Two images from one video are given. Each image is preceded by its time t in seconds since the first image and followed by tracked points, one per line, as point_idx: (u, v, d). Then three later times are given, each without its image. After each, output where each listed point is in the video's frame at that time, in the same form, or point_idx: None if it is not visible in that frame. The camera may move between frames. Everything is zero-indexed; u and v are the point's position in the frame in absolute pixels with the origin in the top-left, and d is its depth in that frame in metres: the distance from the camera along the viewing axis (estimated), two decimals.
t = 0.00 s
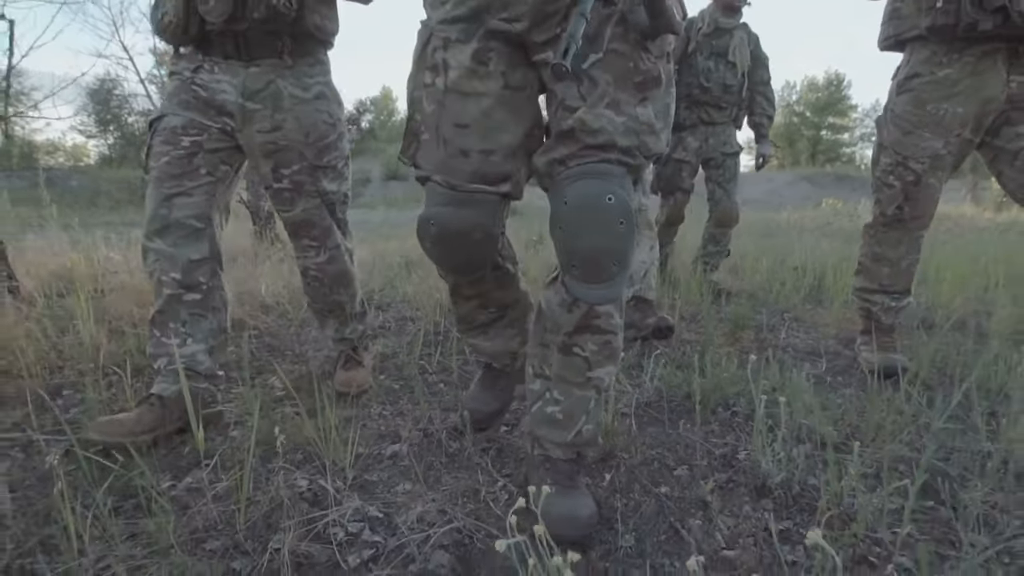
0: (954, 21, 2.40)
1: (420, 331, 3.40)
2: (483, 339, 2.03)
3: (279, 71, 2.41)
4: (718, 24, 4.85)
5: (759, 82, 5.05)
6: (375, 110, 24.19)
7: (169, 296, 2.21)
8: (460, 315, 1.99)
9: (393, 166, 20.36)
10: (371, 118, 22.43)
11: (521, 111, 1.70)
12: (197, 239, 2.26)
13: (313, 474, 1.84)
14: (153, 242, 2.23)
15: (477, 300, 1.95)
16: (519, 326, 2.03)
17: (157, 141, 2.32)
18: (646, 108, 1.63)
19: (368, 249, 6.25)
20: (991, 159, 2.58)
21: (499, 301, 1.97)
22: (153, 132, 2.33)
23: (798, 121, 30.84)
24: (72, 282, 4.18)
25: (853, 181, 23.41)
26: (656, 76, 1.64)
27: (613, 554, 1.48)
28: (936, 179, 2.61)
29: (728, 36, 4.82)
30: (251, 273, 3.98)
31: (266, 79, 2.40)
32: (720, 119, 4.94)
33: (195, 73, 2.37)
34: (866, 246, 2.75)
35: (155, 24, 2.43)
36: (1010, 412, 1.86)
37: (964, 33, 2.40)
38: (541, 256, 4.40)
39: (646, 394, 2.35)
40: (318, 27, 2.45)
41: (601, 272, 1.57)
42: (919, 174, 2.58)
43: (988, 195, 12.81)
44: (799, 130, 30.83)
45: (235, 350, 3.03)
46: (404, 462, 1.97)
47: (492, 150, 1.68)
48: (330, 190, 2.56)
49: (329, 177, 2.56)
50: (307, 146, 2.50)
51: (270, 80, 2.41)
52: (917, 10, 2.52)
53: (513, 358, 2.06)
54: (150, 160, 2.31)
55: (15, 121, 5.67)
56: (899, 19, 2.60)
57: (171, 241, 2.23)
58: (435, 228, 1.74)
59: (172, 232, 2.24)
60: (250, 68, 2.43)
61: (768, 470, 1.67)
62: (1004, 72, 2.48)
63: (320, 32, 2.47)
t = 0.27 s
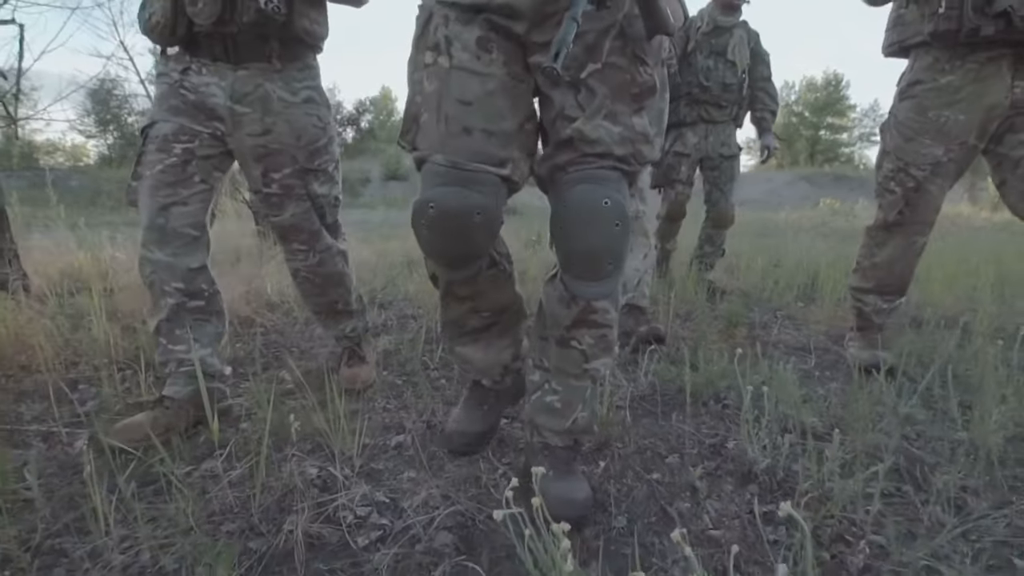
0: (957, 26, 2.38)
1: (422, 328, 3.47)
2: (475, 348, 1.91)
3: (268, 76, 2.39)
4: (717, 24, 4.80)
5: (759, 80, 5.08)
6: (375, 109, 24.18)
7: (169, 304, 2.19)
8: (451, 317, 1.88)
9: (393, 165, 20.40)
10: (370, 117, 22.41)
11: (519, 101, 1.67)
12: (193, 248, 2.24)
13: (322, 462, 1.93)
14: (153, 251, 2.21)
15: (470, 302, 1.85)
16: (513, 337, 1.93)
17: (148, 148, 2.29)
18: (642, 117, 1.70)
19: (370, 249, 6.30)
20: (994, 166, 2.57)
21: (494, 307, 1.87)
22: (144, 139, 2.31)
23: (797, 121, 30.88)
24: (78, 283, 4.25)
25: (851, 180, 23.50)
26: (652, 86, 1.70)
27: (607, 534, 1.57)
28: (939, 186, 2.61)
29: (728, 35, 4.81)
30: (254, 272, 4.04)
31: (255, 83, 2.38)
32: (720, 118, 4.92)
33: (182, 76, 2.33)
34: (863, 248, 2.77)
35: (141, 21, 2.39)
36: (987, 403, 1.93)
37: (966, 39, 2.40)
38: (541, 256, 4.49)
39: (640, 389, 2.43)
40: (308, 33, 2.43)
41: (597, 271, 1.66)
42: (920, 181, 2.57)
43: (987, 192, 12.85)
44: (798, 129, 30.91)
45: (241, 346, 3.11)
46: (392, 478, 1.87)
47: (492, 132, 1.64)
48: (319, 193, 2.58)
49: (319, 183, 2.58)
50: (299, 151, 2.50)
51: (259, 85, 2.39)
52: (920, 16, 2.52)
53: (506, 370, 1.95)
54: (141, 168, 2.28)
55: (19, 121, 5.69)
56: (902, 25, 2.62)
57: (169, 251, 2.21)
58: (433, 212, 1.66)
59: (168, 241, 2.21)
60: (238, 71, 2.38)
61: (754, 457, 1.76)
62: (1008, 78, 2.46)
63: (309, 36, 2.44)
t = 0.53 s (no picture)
0: (963, 31, 2.45)
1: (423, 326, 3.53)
2: (464, 363, 1.76)
3: (260, 76, 2.43)
4: (716, 23, 4.85)
5: (760, 78, 5.03)
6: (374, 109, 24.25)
7: (171, 305, 2.25)
8: (441, 323, 1.74)
9: (393, 165, 20.45)
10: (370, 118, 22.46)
11: (516, 94, 1.65)
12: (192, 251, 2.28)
13: (330, 452, 2.02)
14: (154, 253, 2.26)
15: (464, 304, 1.72)
16: (507, 348, 1.80)
17: (145, 150, 2.33)
18: (637, 126, 1.73)
19: (372, 249, 6.36)
20: (999, 174, 2.64)
21: (487, 312, 1.74)
22: (140, 141, 2.34)
23: (797, 121, 30.93)
24: (86, 281, 4.34)
25: (852, 181, 23.55)
26: (649, 95, 1.72)
27: (601, 518, 1.65)
28: (947, 194, 2.65)
29: (726, 35, 4.84)
30: (259, 271, 4.11)
31: (247, 83, 2.41)
32: (720, 118, 4.93)
33: (176, 75, 2.38)
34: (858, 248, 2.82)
35: (133, 20, 2.43)
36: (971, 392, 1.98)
37: (972, 42, 2.46)
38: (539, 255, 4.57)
39: (636, 384, 2.51)
40: (299, 34, 2.47)
41: (594, 271, 1.70)
42: (925, 187, 2.63)
43: (988, 193, 12.85)
44: (797, 129, 30.96)
45: (246, 345, 3.18)
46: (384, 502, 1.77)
47: (493, 115, 1.60)
48: (313, 195, 2.57)
49: (312, 183, 2.57)
50: (290, 150, 2.53)
51: (251, 85, 2.43)
52: (926, 22, 2.59)
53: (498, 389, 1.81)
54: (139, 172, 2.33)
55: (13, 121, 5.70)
56: (908, 31, 2.68)
57: (169, 254, 2.26)
58: (432, 194, 1.57)
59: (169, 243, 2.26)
60: (228, 71, 2.42)
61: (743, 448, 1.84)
62: (1013, 83, 2.52)
63: (301, 38, 2.49)
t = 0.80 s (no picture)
0: (971, 30, 2.56)
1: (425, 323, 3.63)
2: (456, 373, 1.68)
3: (253, 74, 2.49)
4: (715, 24, 4.96)
5: (760, 77, 5.07)
6: (374, 110, 24.30)
7: (174, 307, 2.33)
8: (433, 324, 1.66)
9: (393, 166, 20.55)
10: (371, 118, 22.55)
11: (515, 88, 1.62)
12: (190, 256, 2.35)
13: (339, 441, 2.11)
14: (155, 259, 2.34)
15: (456, 303, 1.64)
16: (501, 354, 1.72)
17: (140, 156, 2.39)
18: (635, 134, 1.81)
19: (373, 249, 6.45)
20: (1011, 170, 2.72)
21: (481, 316, 1.67)
22: (137, 147, 2.41)
23: (795, 121, 31.06)
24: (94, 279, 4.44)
25: (850, 181, 23.69)
26: (643, 105, 1.80)
27: (596, 501, 1.73)
28: (958, 194, 2.71)
29: (726, 35, 4.94)
30: (264, 270, 4.20)
31: (239, 81, 2.47)
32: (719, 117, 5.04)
33: (168, 74, 2.44)
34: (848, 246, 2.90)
35: (125, 18, 2.49)
36: (947, 391, 2.06)
37: (981, 42, 2.57)
38: (537, 254, 4.66)
39: (630, 378, 2.61)
40: (292, 33, 2.54)
41: (593, 271, 1.77)
42: (938, 186, 2.71)
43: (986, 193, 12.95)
44: (796, 130, 31.07)
45: (253, 341, 3.28)
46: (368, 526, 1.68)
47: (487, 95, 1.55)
48: (304, 190, 2.61)
49: (304, 178, 2.62)
50: (282, 146, 2.57)
51: (243, 83, 2.49)
52: (935, 22, 2.70)
53: (491, 409, 1.73)
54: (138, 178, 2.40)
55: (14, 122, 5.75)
56: (917, 34, 2.80)
57: (169, 258, 2.33)
58: (425, 170, 1.50)
59: (171, 246, 2.34)
60: (222, 69, 2.48)
61: (732, 437, 1.93)
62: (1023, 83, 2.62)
63: (294, 37, 2.56)
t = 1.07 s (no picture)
0: (976, 28, 2.57)
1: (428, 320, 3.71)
2: (451, 388, 1.58)
3: (249, 70, 2.56)
4: (713, 26, 5.06)
5: (759, 78, 5.12)
6: (374, 110, 24.41)
7: (183, 307, 2.43)
8: (427, 329, 1.57)
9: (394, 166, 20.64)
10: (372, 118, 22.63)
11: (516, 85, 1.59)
12: (196, 256, 2.44)
13: (345, 433, 2.20)
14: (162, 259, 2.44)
15: (452, 303, 1.56)
16: (499, 364, 1.61)
17: (146, 161, 2.48)
18: (632, 141, 1.87)
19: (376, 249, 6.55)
20: None
21: (479, 320, 1.58)
22: (143, 152, 2.51)
23: (795, 121, 31.16)
24: (102, 278, 4.55)
25: (849, 181, 23.79)
26: (639, 113, 1.86)
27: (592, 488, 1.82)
28: (972, 187, 2.69)
29: (724, 36, 5.02)
30: (270, 269, 4.29)
31: (235, 76, 2.53)
32: (718, 118, 5.10)
33: (167, 74, 2.53)
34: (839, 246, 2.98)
35: (121, 17, 2.57)
36: (928, 383, 2.15)
37: (985, 39, 2.56)
38: (535, 254, 4.76)
39: (626, 373, 2.70)
40: (289, 30, 2.63)
41: (590, 272, 1.88)
42: (951, 181, 2.67)
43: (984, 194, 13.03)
44: (796, 130, 31.17)
45: (260, 338, 3.37)
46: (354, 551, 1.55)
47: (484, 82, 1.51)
48: (299, 180, 2.62)
49: (299, 170, 2.63)
50: (276, 136, 2.59)
51: (239, 78, 2.55)
52: (940, 20, 2.70)
53: (488, 431, 1.62)
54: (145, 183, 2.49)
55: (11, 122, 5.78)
56: (924, 32, 2.81)
57: (177, 259, 2.42)
58: (419, 151, 1.44)
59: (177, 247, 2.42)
60: (219, 66, 2.56)
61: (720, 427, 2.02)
62: None
63: (291, 36, 2.64)
